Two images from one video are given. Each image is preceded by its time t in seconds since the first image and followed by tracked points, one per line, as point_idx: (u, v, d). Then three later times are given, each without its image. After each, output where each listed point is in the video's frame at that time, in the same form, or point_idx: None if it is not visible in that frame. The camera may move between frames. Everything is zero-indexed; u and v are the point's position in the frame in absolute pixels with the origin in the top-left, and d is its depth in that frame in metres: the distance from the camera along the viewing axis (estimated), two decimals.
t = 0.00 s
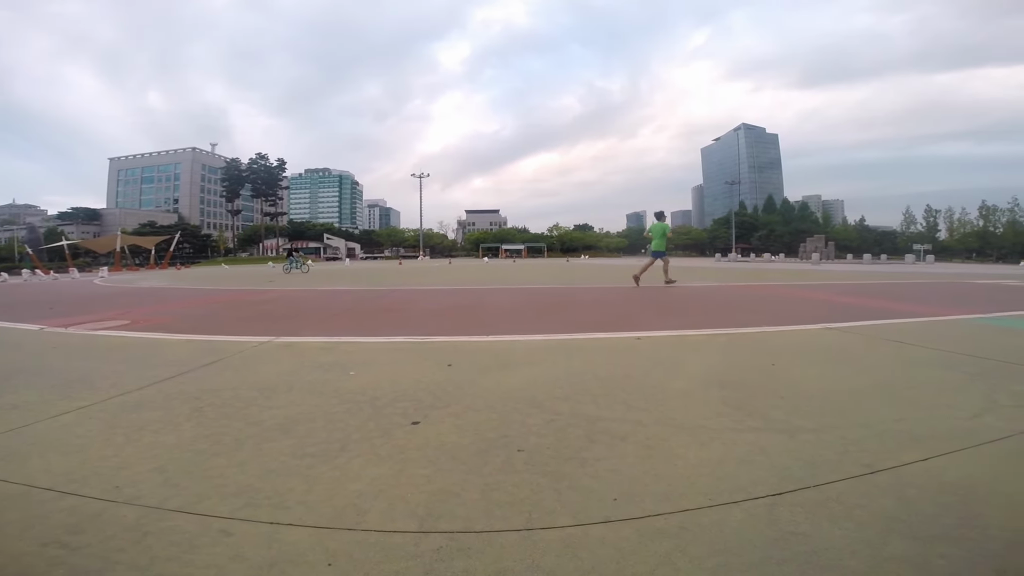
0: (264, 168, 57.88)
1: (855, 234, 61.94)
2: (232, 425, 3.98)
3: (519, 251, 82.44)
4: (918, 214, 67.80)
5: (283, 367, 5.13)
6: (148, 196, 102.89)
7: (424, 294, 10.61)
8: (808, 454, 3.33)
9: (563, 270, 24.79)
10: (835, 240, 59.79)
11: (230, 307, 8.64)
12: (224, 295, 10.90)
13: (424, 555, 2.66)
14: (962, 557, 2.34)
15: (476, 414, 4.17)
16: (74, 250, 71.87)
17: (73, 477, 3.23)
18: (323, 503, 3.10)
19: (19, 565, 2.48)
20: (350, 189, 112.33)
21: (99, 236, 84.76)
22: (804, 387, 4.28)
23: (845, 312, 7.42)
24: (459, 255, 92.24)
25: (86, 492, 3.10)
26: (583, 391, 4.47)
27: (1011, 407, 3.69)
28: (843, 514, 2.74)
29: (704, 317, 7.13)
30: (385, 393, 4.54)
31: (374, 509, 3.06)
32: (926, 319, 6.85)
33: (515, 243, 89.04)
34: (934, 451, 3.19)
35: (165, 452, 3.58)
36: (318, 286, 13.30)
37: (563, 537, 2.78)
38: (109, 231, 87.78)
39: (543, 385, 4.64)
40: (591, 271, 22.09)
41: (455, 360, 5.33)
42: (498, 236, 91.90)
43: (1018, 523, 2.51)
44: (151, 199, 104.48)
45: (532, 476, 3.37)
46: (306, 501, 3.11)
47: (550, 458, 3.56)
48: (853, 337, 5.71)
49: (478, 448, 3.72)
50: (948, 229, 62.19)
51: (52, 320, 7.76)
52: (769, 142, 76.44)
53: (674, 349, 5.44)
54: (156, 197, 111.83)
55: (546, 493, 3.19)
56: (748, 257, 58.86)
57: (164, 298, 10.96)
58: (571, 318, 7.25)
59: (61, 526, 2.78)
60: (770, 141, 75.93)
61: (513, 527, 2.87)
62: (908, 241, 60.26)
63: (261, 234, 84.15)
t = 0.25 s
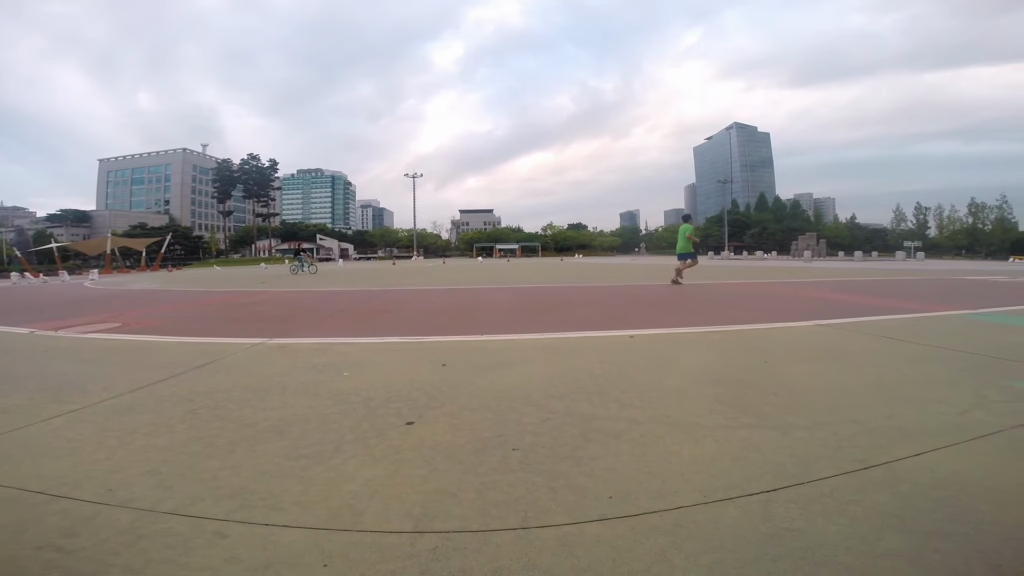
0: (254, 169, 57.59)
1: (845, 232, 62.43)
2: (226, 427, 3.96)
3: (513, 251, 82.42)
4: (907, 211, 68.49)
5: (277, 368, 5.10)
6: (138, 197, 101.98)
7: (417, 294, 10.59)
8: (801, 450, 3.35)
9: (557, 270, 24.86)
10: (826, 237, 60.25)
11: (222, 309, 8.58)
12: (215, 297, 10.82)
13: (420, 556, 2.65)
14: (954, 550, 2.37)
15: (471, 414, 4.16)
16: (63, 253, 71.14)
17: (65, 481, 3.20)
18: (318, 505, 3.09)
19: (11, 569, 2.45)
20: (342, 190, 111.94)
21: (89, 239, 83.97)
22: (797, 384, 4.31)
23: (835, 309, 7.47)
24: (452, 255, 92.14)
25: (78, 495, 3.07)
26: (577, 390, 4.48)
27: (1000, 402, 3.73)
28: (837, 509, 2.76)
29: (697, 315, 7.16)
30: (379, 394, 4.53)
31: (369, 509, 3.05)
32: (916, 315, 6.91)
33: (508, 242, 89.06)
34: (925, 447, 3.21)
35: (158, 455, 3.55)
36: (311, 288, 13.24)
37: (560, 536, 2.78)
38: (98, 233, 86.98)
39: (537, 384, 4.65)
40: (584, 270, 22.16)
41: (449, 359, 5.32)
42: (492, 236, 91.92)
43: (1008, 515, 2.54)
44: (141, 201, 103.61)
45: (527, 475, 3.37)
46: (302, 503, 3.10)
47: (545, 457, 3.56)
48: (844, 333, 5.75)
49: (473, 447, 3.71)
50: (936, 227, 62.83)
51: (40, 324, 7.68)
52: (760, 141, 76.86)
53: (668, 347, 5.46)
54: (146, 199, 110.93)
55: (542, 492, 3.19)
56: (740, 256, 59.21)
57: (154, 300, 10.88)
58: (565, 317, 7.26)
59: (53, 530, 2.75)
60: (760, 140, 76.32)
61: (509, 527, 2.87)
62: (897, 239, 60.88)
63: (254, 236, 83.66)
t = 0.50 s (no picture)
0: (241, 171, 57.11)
1: (831, 232, 63.20)
2: (210, 431, 3.91)
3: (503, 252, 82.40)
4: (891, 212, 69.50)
5: (262, 372, 5.06)
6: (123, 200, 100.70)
7: (405, 296, 10.55)
8: (786, 448, 3.37)
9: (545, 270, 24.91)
10: (811, 238, 60.99)
11: (207, 313, 8.49)
12: (200, 301, 10.70)
13: (407, 557, 2.64)
14: (936, 546, 2.39)
15: (458, 416, 4.15)
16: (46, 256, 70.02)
17: (46, 486, 3.15)
18: (304, 507, 3.06)
19: None
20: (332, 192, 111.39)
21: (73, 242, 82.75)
22: (783, 382, 4.35)
23: (819, 309, 7.56)
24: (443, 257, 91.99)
25: (60, 500, 3.03)
26: (565, 390, 4.48)
27: (979, 399, 3.79)
28: (821, 506, 2.78)
29: (684, 315, 7.21)
30: (366, 397, 4.50)
31: (355, 512, 3.03)
32: (898, 314, 7.01)
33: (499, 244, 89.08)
34: (907, 444, 3.25)
35: (141, 459, 3.51)
36: (298, 290, 13.15)
37: (548, 536, 2.78)
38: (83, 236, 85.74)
39: (525, 385, 4.65)
40: (571, 272, 22.24)
41: (436, 362, 5.31)
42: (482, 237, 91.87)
43: (988, 510, 2.57)
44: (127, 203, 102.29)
45: (515, 476, 3.37)
46: (288, 505, 3.07)
47: (533, 458, 3.56)
48: (828, 332, 5.82)
49: (461, 449, 3.70)
50: (919, 227, 63.92)
51: (19, 328, 7.54)
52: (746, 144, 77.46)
53: (655, 347, 5.49)
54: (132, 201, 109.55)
55: (530, 492, 3.19)
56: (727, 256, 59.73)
57: (138, 304, 10.74)
58: (553, 318, 7.27)
59: (34, 535, 2.71)
60: (747, 141, 77.00)
61: (497, 528, 2.87)
62: (882, 239, 61.78)
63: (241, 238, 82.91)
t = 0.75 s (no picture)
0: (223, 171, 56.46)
1: (813, 233, 64.12)
2: (191, 433, 3.86)
3: (490, 253, 82.40)
4: (872, 213, 70.72)
5: (244, 374, 5.00)
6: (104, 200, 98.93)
7: (390, 297, 10.51)
8: (767, 447, 3.41)
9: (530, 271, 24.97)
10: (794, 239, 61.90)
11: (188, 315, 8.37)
12: (181, 303, 10.55)
13: (391, 558, 2.62)
14: (912, 541, 2.43)
15: (443, 416, 4.13)
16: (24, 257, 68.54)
17: (21, 490, 3.09)
18: (287, 509, 3.03)
19: None
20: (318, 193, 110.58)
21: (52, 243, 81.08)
22: (764, 381, 4.40)
23: (800, 308, 7.66)
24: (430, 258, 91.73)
25: (35, 504, 2.97)
26: (550, 391, 4.49)
27: (954, 397, 3.86)
28: (801, 503, 2.81)
29: (669, 315, 7.26)
30: (349, 398, 4.47)
31: (339, 514, 3.00)
32: (878, 313, 7.13)
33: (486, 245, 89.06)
34: (885, 441, 3.30)
35: (120, 462, 3.45)
36: (281, 292, 13.01)
37: (532, 536, 2.78)
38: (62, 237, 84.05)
39: (509, 386, 4.64)
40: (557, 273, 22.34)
41: (421, 363, 5.29)
42: (469, 238, 91.75)
43: (962, 506, 2.62)
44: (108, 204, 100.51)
45: (499, 476, 3.36)
46: (270, 507, 3.04)
47: (518, 458, 3.56)
48: (809, 332, 5.90)
49: (446, 450, 3.68)
50: (898, 228, 65.18)
51: None
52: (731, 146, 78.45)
53: (640, 347, 5.52)
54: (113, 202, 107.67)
55: (514, 493, 3.18)
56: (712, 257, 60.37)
57: (116, 306, 10.55)
58: (538, 319, 7.28)
59: (8, 540, 2.66)
60: (732, 143, 77.84)
61: (482, 528, 2.85)
62: (862, 240, 62.87)
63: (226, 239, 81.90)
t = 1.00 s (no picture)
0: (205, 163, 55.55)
1: (800, 231, 64.68)
2: (169, 429, 3.82)
3: (480, 249, 82.33)
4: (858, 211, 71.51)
5: (225, 369, 4.95)
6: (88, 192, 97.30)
7: (375, 292, 10.46)
8: (746, 442, 3.44)
9: (517, 267, 24.97)
10: (779, 237, 62.70)
11: (168, 309, 8.26)
12: (161, 297, 10.40)
13: (371, 552, 2.62)
14: (884, 537, 2.47)
15: (425, 412, 4.13)
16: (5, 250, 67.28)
17: None
18: (267, 505, 3.02)
19: None
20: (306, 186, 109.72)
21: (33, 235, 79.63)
22: (745, 377, 4.44)
23: (782, 305, 7.73)
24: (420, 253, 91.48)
25: (8, 501, 2.93)
26: (533, 386, 4.50)
27: (929, 394, 3.92)
28: (777, 498, 2.85)
29: (653, 311, 7.31)
30: (331, 394, 4.45)
31: (319, 509, 2.99)
32: (856, 310, 7.24)
33: (476, 240, 89.01)
34: (861, 437, 3.35)
35: (96, 458, 3.41)
36: (265, 286, 12.89)
37: (513, 531, 2.79)
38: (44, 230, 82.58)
39: (492, 381, 4.65)
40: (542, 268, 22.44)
41: (405, 358, 5.28)
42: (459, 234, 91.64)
43: (933, 501, 2.66)
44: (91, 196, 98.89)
45: (481, 471, 3.36)
46: (249, 503, 3.02)
47: (500, 453, 3.56)
48: (790, 328, 5.96)
49: (428, 445, 3.68)
50: (881, 227, 66.21)
51: None
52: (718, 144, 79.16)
53: (623, 342, 5.55)
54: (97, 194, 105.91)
55: (496, 487, 3.19)
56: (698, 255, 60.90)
57: (94, 300, 10.37)
58: (523, 315, 7.29)
59: None
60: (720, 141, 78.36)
61: (463, 523, 2.86)
62: (847, 238, 63.71)
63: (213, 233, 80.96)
